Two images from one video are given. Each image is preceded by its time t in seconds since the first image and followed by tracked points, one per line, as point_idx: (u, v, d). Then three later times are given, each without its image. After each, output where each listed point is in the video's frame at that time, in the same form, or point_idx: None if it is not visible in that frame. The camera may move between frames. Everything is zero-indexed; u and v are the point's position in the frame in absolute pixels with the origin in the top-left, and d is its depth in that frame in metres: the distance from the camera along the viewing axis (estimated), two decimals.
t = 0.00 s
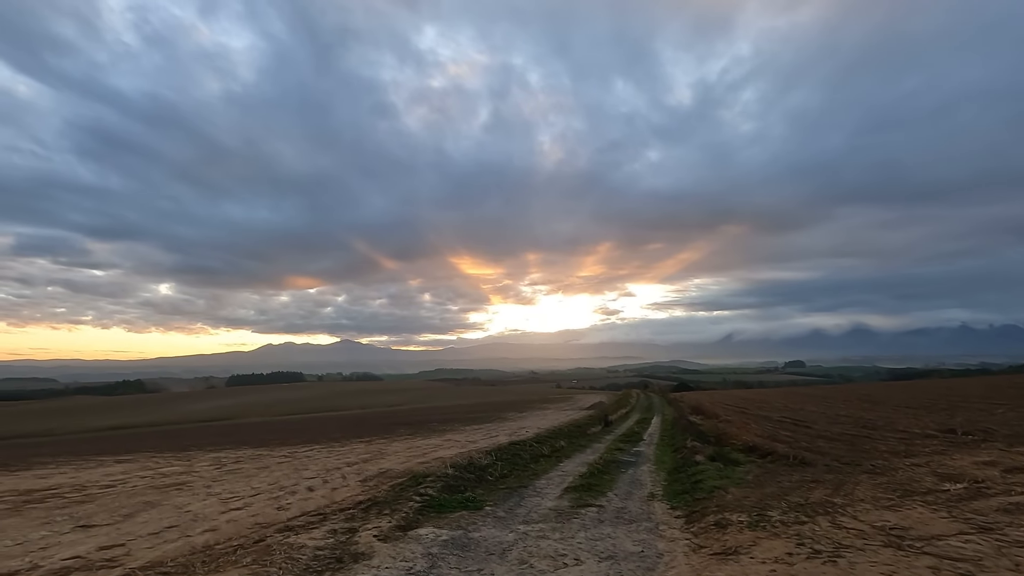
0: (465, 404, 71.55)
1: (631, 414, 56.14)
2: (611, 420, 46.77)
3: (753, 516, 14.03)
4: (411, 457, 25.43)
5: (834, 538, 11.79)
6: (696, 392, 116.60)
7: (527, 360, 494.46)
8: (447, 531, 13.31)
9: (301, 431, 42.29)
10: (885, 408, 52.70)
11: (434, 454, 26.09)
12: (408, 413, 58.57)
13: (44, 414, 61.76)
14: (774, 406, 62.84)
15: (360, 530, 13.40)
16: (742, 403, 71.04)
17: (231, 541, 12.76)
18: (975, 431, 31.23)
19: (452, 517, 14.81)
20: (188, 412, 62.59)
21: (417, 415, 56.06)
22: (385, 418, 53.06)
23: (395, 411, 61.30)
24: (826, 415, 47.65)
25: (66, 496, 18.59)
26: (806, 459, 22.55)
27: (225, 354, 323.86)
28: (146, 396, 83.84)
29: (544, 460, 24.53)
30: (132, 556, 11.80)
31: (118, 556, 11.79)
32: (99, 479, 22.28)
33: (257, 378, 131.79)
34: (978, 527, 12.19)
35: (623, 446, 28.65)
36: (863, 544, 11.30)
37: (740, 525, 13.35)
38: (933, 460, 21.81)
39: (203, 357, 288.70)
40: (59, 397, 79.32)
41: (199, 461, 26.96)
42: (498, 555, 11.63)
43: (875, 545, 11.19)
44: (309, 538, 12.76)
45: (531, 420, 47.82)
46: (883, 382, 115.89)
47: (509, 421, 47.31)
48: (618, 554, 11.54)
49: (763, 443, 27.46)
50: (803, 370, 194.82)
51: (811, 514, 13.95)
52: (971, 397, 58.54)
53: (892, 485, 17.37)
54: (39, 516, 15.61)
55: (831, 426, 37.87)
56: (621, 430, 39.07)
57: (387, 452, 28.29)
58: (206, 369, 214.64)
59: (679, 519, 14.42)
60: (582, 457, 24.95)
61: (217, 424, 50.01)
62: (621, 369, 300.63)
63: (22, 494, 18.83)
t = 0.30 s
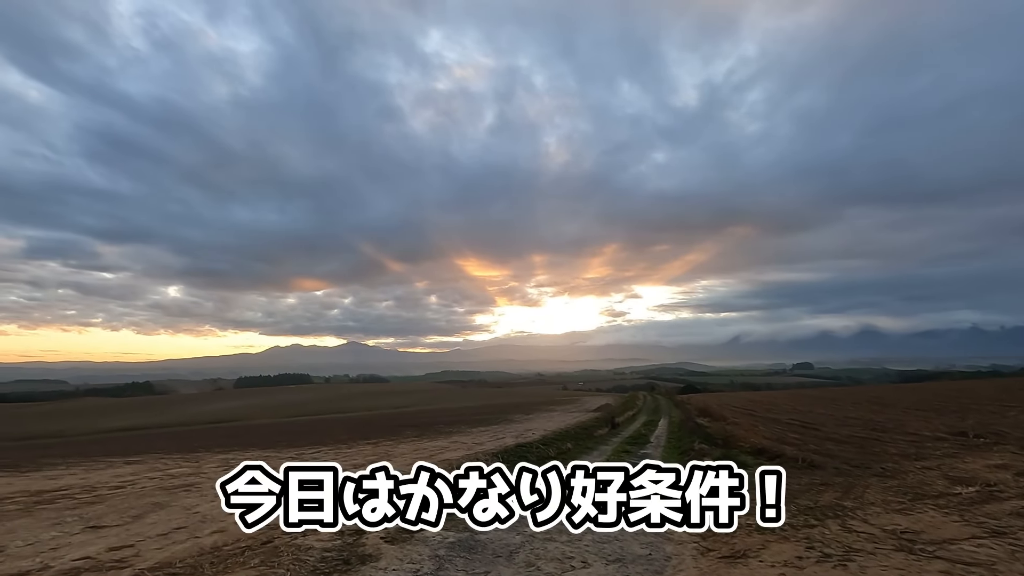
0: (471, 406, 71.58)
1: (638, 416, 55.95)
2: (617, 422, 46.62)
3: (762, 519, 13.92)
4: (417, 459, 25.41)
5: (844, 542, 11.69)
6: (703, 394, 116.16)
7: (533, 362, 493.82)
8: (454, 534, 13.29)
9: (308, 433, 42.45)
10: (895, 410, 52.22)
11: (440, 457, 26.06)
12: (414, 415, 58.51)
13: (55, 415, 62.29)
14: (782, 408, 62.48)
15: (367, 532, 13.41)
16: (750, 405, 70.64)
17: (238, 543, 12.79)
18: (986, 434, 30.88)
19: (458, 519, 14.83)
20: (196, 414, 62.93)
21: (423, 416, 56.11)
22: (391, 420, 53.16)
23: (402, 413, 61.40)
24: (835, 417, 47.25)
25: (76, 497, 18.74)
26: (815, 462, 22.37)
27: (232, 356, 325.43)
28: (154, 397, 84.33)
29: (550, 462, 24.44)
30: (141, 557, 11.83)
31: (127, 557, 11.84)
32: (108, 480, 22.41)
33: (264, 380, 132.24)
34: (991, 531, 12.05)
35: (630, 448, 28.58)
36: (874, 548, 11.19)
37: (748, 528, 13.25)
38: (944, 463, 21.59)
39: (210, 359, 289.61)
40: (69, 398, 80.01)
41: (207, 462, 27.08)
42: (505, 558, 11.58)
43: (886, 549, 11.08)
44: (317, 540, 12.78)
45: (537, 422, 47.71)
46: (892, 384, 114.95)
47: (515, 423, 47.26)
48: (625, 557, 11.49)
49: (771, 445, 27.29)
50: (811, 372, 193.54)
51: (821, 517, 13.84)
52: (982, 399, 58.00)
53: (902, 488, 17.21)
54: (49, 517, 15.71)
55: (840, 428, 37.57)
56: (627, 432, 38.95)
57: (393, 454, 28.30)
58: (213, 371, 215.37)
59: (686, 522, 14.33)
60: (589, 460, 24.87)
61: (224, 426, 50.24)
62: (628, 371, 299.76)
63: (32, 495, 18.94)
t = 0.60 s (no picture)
0: (479, 408, 71.53)
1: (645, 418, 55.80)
2: (625, 425, 46.49)
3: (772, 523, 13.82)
4: (424, 462, 25.41)
5: (854, 546, 11.59)
6: (711, 396, 115.68)
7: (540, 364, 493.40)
8: (461, 536, 13.28)
9: (316, 435, 42.60)
10: (905, 413, 51.73)
11: (447, 459, 26.07)
12: (421, 417, 58.57)
13: (67, 417, 62.89)
14: (792, 411, 62.07)
15: (374, 534, 13.42)
16: (759, 407, 70.18)
17: (247, 544, 12.82)
18: (999, 437, 30.53)
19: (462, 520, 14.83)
20: (206, 416, 63.28)
21: (430, 418, 56.16)
22: (399, 422, 53.26)
23: (410, 415, 61.51)
24: (844, 420, 46.83)
25: (88, 498, 18.92)
26: (824, 465, 22.17)
27: (241, 358, 327.01)
28: (163, 399, 84.93)
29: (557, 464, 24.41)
30: (150, 558, 11.89)
31: (137, 558, 11.89)
32: (119, 481, 22.59)
33: (272, 382, 132.77)
34: (1005, 536, 11.91)
35: (637, 451, 28.48)
36: (885, 552, 11.09)
37: (758, 532, 13.16)
38: (956, 466, 21.37)
39: (218, 361, 291.17)
40: (81, 400, 80.76)
41: (216, 463, 27.24)
42: (512, 560, 11.56)
43: (897, 553, 10.98)
44: (324, 541, 12.80)
45: (544, 424, 47.67)
46: (901, 386, 114.10)
47: (523, 425, 47.20)
48: (634, 560, 11.44)
49: (780, 448, 27.14)
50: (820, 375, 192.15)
51: (831, 520, 13.72)
52: (994, 402, 57.39)
53: (914, 491, 17.03)
54: (60, 517, 15.82)
55: (849, 431, 37.31)
56: (635, 434, 38.86)
57: (401, 456, 28.36)
58: (221, 373, 216.38)
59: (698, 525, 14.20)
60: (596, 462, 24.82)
61: (233, 427, 50.50)
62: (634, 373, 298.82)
63: (43, 496, 19.07)
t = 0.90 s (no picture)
0: (486, 410, 71.53)
1: (653, 420, 55.60)
2: (633, 426, 46.41)
3: (783, 526, 13.72)
4: (432, 463, 25.45)
5: (867, 550, 11.47)
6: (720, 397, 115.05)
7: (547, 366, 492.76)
8: (469, 537, 13.29)
9: (324, 436, 42.77)
10: (917, 415, 51.17)
11: (454, 460, 26.08)
12: (429, 418, 58.71)
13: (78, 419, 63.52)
14: (801, 413, 61.62)
15: (382, 535, 13.44)
16: (768, 409, 69.73)
17: (256, 545, 12.88)
18: (1012, 439, 30.15)
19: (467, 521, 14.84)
20: (214, 417, 63.68)
21: (438, 420, 56.18)
22: (406, 423, 53.36)
23: (417, 417, 61.51)
24: (854, 422, 46.47)
25: (99, 498, 19.10)
26: (835, 467, 22.00)
27: (249, 360, 328.75)
28: (174, 400, 85.59)
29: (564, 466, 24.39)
30: (161, 559, 11.96)
31: (148, 558, 11.97)
32: (129, 482, 22.79)
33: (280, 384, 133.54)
34: (1020, 540, 11.77)
35: (645, 453, 28.40)
36: (898, 556, 10.98)
37: (769, 535, 13.06)
38: (969, 469, 21.13)
39: (227, 363, 292.86)
40: (92, 402, 81.54)
41: (226, 464, 27.43)
42: (521, 562, 11.54)
43: (910, 557, 10.86)
44: (333, 543, 12.86)
45: (551, 426, 47.59)
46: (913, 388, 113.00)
47: (530, 427, 47.17)
48: (643, 563, 11.39)
49: (790, 450, 26.94)
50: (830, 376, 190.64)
51: (842, 524, 13.59)
52: (1007, 404, 56.67)
53: (926, 494, 16.86)
54: (72, 518, 15.95)
55: (860, 433, 36.99)
56: (643, 437, 38.75)
57: (408, 457, 28.41)
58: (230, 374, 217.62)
59: (707, 527, 14.13)
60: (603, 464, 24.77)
61: (241, 429, 50.77)
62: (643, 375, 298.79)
63: (55, 497, 19.23)
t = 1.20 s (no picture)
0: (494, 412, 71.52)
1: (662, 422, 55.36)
2: (641, 428, 46.27)
3: (794, 529, 13.61)
4: (440, 465, 25.49)
5: (880, 553, 11.36)
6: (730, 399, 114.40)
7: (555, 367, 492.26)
8: (478, 539, 13.29)
9: (333, 437, 42.96)
10: (930, 417, 50.59)
11: (463, 462, 26.12)
12: (437, 420, 58.85)
13: (91, 420, 64.22)
14: (812, 415, 61.15)
15: (392, 536, 13.49)
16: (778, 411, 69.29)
17: (267, 545, 12.98)
18: None
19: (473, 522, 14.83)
20: (224, 419, 64.09)
21: (446, 422, 56.27)
22: (414, 425, 53.48)
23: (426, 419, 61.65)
24: (866, 424, 46.00)
25: (112, 498, 19.28)
26: (847, 470, 21.80)
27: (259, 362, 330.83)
28: (185, 401, 86.23)
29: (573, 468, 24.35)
30: (173, 558, 12.06)
31: (159, 558, 12.06)
32: (141, 482, 23.01)
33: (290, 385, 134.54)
34: None
35: (654, 455, 28.27)
36: (912, 560, 10.86)
37: (779, 538, 12.96)
38: (984, 473, 20.86)
39: (237, 365, 294.61)
40: (104, 403, 82.31)
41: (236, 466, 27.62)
42: (530, 564, 11.53)
43: (924, 562, 10.74)
44: (343, 543, 12.92)
45: (559, 428, 47.52)
46: (924, 391, 111.86)
47: (538, 429, 47.12)
48: (652, 565, 11.36)
49: (801, 453, 26.73)
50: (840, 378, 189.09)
51: (855, 527, 13.47)
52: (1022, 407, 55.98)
53: (940, 498, 16.66)
54: (86, 518, 16.13)
55: (872, 436, 36.65)
56: (652, 439, 38.59)
57: (416, 459, 28.47)
58: (240, 376, 219.00)
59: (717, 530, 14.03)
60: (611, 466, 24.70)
61: (251, 430, 51.03)
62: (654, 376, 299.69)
63: (69, 497, 19.46)
